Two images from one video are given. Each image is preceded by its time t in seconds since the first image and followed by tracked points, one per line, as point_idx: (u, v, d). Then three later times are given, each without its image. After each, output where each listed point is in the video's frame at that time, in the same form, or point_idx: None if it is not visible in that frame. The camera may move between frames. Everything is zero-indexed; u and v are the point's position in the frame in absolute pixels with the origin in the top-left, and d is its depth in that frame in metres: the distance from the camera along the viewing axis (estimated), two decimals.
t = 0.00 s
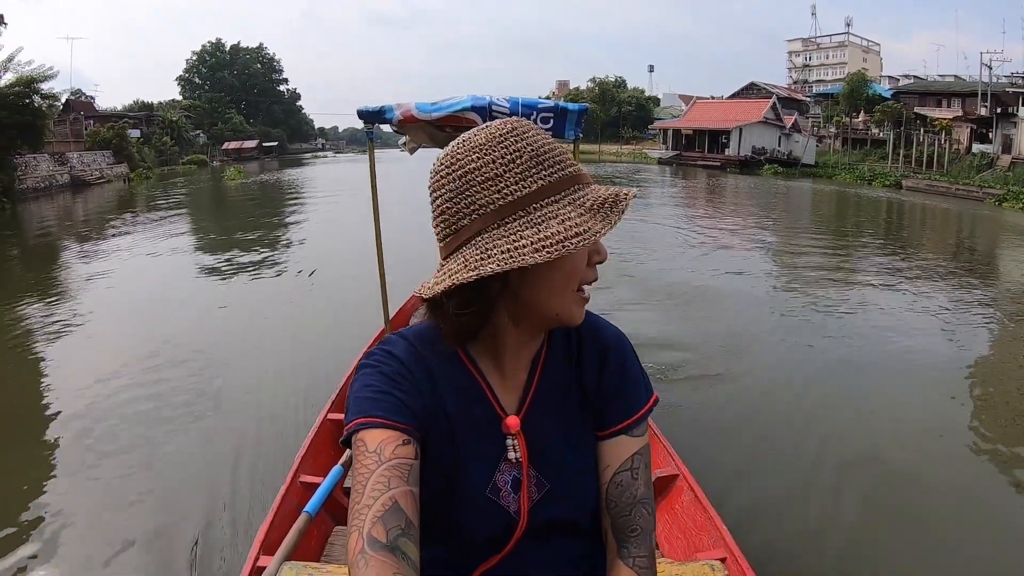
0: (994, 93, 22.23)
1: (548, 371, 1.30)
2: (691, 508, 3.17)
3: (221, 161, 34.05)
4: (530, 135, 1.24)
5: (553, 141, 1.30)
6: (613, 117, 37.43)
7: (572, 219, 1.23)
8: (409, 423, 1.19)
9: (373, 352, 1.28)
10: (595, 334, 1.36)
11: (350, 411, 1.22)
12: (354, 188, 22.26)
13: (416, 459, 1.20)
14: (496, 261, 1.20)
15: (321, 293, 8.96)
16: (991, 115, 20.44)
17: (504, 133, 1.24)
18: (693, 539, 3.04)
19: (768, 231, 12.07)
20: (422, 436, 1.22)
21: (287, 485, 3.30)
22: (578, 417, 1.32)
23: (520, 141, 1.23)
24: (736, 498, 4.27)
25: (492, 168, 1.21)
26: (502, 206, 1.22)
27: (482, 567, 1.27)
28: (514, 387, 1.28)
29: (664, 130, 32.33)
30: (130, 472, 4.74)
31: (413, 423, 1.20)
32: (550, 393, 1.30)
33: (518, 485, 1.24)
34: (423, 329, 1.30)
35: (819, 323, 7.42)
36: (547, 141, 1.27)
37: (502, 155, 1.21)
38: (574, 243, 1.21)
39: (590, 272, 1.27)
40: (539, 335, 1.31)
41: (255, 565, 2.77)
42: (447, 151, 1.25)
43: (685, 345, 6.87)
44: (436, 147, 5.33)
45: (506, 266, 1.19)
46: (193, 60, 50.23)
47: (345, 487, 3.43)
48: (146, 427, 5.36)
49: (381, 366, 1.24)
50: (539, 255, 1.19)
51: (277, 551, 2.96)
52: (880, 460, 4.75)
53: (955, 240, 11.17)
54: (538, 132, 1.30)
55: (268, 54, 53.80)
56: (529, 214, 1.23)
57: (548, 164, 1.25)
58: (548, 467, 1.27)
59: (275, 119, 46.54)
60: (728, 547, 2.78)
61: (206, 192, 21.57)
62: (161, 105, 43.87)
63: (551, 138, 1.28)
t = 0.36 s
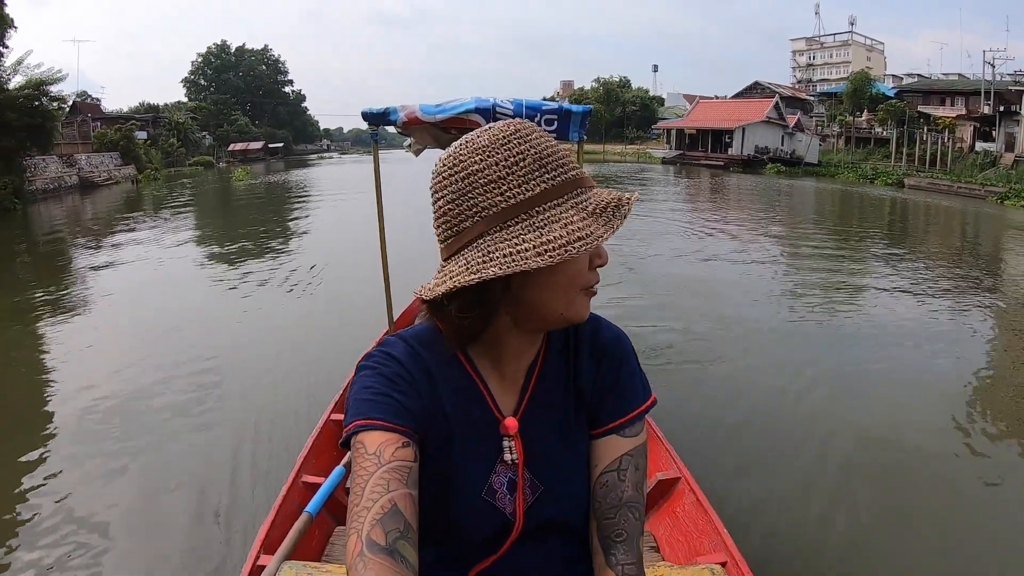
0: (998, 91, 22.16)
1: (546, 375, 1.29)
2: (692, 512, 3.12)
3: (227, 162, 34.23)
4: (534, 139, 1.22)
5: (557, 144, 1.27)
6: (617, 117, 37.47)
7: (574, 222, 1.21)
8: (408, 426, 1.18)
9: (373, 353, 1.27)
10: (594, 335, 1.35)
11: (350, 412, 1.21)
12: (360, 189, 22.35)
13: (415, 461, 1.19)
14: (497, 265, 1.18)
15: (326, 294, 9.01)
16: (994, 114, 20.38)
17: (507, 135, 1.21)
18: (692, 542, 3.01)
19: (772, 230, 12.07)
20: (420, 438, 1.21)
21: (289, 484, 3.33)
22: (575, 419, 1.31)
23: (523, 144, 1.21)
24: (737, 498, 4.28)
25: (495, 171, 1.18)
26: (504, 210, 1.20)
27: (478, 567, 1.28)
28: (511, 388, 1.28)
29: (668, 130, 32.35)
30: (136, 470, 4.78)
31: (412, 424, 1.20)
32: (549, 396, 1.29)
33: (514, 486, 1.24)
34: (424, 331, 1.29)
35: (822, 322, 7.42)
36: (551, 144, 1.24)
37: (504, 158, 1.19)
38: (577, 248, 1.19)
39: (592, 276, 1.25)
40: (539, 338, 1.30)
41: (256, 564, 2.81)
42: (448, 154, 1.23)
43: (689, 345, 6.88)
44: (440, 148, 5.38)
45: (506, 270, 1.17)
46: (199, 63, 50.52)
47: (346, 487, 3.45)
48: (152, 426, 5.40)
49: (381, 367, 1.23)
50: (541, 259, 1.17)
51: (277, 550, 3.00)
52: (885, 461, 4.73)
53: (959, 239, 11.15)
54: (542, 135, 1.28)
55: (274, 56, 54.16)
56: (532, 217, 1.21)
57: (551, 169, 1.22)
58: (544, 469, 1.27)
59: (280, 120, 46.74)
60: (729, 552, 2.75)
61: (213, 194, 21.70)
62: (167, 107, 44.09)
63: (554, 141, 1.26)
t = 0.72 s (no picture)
0: (999, 88, 22.16)
1: (555, 371, 1.30)
2: (705, 510, 3.12)
3: (231, 163, 34.34)
4: (540, 134, 1.23)
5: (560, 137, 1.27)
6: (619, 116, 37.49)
7: (583, 219, 1.22)
8: (417, 425, 1.20)
9: (382, 353, 1.30)
10: (604, 329, 1.35)
11: (360, 412, 1.24)
12: (363, 189, 22.43)
13: (425, 460, 1.22)
14: (507, 264, 1.18)
15: (331, 294, 9.05)
16: (995, 111, 20.38)
17: (512, 133, 1.22)
18: (706, 541, 2.98)
19: (774, 228, 12.09)
20: (429, 436, 1.23)
21: (302, 483, 3.36)
22: (585, 414, 1.31)
23: (528, 141, 1.21)
24: (739, 496, 4.30)
25: (501, 169, 1.19)
26: (511, 208, 1.21)
27: (493, 564, 1.30)
28: (522, 384, 1.29)
29: (670, 129, 32.38)
30: (145, 469, 4.81)
31: (421, 424, 1.21)
32: (558, 393, 1.30)
33: (525, 484, 1.25)
34: (432, 333, 1.30)
35: (826, 319, 7.44)
36: (555, 139, 1.25)
37: (511, 155, 1.19)
38: (586, 244, 1.20)
39: (601, 270, 1.25)
40: (548, 334, 1.31)
41: (269, 560, 2.82)
42: (452, 154, 1.23)
43: (693, 342, 6.91)
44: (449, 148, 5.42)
45: (517, 268, 1.18)
46: (202, 64, 50.59)
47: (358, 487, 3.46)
48: (161, 425, 5.43)
49: (390, 366, 1.25)
50: (551, 256, 1.17)
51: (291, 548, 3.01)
52: (890, 458, 4.73)
53: (960, 235, 11.17)
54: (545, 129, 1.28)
55: (276, 57, 54.41)
56: (540, 214, 1.21)
57: (557, 165, 1.23)
58: (555, 466, 1.27)
59: (283, 121, 46.83)
60: (742, 549, 2.74)
61: (217, 194, 21.77)
62: (170, 108, 44.21)
63: (558, 137, 1.26)
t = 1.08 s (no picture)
0: (997, 89, 22.21)
1: (561, 367, 1.32)
2: (717, 505, 3.13)
3: (232, 163, 34.40)
4: (546, 131, 1.25)
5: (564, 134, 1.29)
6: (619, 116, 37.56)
7: (590, 216, 1.24)
8: (424, 422, 1.22)
9: (387, 351, 1.30)
10: (609, 325, 1.37)
11: (365, 410, 1.24)
12: (364, 188, 22.48)
13: (431, 458, 1.23)
14: (516, 263, 1.20)
15: (334, 293, 9.09)
16: (993, 111, 20.43)
17: (517, 130, 1.24)
18: (717, 535, 3.00)
19: (773, 228, 12.14)
20: (435, 434, 1.24)
21: (314, 481, 3.37)
22: (590, 409, 1.33)
23: (536, 139, 1.23)
24: (739, 496, 4.34)
25: (510, 167, 1.21)
26: (518, 207, 1.23)
27: (498, 560, 1.31)
28: (527, 381, 1.31)
29: (669, 129, 32.44)
30: (151, 467, 4.84)
31: (428, 422, 1.23)
32: (564, 389, 1.31)
33: (530, 480, 1.27)
34: (437, 334, 1.31)
35: (826, 319, 7.47)
36: (560, 135, 1.27)
37: (517, 154, 1.21)
38: (595, 242, 1.22)
39: (607, 266, 1.28)
40: (555, 331, 1.33)
41: (282, 557, 2.84)
42: (459, 153, 1.24)
43: (695, 342, 6.94)
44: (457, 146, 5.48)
45: (526, 268, 1.20)
46: (203, 64, 50.66)
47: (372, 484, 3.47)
48: (167, 424, 5.47)
49: (395, 364, 1.26)
50: (560, 255, 1.20)
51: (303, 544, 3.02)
52: (890, 458, 4.76)
53: (958, 235, 11.21)
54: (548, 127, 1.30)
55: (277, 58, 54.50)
56: (548, 213, 1.23)
57: (563, 163, 1.25)
58: (560, 463, 1.29)
59: (283, 121, 46.90)
60: (755, 545, 2.73)
61: (218, 194, 21.81)
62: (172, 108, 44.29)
63: (562, 133, 1.28)
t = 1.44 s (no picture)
0: (989, 94, 22.40)
1: (576, 359, 1.33)
2: (721, 502, 3.14)
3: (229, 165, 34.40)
4: (551, 122, 1.26)
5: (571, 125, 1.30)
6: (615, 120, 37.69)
7: (596, 205, 1.25)
8: (440, 414, 1.22)
9: (403, 345, 1.31)
10: (623, 316, 1.38)
11: (383, 402, 1.25)
12: (360, 190, 22.49)
13: (448, 451, 1.23)
14: (522, 252, 1.22)
15: (333, 295, 9.10)
16: (985, 116, 20.59)
17: (524, 121, 1.25)
18: (724, 532, 3.00)
19: (769, 231, 12.21)
20: (453, 427, 1.25)
21: (322, 474, 3.38)
22: (605, 402, 1.34)
23: (543, 129, 1.24)
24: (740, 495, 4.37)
25: (516, 157, 1.22)
26: (524, 197, 1.24)
27: (513, 552, 1.31)
28: (542, 373, 1.32)
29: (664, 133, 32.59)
30: (154, 466, 4.84)
31: (445, 414, 1.23)
32: (579, 381, 1.33)
33: (547, 472, 1.29)
34: (451, 326, 1.33)
35: (823, 320, 7.52)
36: (568, 126, 1.27)
37: (522, 144, 1.22)
38: (600, 229, 1.23)
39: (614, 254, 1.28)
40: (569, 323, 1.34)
41: (291, 549, 2.83)
42: (469, 146, 1.27)
43: (694, 343, 6.99)
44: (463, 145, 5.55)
45: (531, 257, 1.21)
46: (200, 65, 50.65)
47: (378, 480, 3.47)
48: (169, 423, 5.47)
49: (412, 357, 1.27)
50: (565, 243, 1.20)
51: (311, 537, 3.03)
52: (889, 459, 4.79)
53: (951, 238, 11.29)
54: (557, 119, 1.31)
55: (274, 60, 54.54)
56: (554, 201, 1.24)
57: (568, 152, 1.26)
58: (576, 456, 1.30)
59: (280, 123, 46.91)
60: (760, 540, 2.73)
61: (215, 195, 21.79)
62: (169, 110, 44.27)
63: (569, 124, 1.28)
